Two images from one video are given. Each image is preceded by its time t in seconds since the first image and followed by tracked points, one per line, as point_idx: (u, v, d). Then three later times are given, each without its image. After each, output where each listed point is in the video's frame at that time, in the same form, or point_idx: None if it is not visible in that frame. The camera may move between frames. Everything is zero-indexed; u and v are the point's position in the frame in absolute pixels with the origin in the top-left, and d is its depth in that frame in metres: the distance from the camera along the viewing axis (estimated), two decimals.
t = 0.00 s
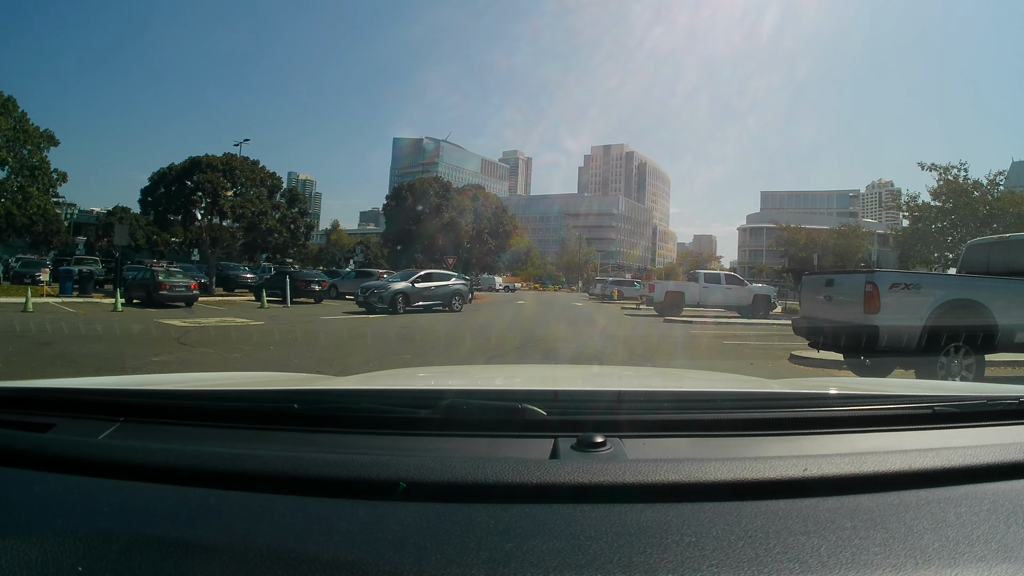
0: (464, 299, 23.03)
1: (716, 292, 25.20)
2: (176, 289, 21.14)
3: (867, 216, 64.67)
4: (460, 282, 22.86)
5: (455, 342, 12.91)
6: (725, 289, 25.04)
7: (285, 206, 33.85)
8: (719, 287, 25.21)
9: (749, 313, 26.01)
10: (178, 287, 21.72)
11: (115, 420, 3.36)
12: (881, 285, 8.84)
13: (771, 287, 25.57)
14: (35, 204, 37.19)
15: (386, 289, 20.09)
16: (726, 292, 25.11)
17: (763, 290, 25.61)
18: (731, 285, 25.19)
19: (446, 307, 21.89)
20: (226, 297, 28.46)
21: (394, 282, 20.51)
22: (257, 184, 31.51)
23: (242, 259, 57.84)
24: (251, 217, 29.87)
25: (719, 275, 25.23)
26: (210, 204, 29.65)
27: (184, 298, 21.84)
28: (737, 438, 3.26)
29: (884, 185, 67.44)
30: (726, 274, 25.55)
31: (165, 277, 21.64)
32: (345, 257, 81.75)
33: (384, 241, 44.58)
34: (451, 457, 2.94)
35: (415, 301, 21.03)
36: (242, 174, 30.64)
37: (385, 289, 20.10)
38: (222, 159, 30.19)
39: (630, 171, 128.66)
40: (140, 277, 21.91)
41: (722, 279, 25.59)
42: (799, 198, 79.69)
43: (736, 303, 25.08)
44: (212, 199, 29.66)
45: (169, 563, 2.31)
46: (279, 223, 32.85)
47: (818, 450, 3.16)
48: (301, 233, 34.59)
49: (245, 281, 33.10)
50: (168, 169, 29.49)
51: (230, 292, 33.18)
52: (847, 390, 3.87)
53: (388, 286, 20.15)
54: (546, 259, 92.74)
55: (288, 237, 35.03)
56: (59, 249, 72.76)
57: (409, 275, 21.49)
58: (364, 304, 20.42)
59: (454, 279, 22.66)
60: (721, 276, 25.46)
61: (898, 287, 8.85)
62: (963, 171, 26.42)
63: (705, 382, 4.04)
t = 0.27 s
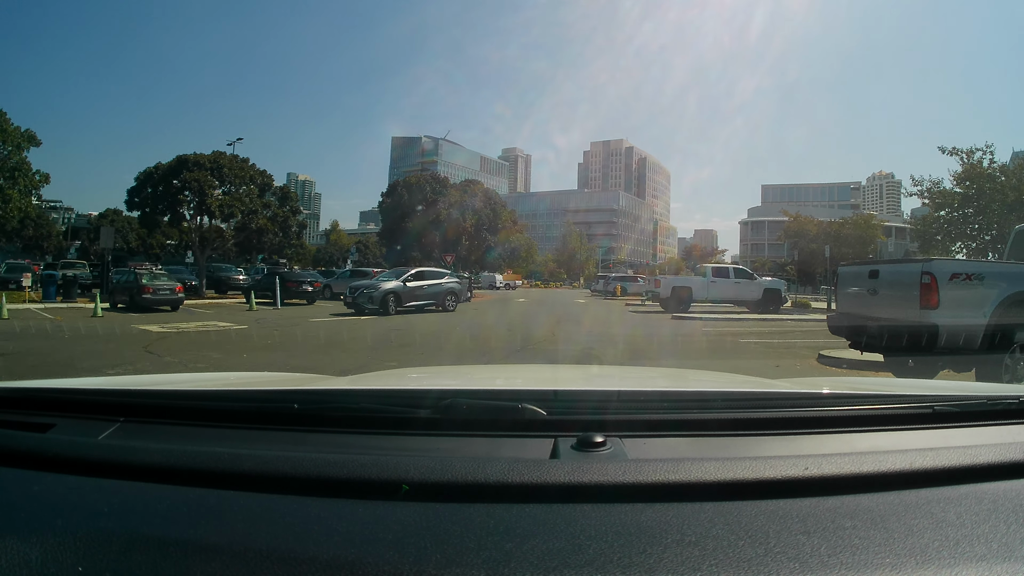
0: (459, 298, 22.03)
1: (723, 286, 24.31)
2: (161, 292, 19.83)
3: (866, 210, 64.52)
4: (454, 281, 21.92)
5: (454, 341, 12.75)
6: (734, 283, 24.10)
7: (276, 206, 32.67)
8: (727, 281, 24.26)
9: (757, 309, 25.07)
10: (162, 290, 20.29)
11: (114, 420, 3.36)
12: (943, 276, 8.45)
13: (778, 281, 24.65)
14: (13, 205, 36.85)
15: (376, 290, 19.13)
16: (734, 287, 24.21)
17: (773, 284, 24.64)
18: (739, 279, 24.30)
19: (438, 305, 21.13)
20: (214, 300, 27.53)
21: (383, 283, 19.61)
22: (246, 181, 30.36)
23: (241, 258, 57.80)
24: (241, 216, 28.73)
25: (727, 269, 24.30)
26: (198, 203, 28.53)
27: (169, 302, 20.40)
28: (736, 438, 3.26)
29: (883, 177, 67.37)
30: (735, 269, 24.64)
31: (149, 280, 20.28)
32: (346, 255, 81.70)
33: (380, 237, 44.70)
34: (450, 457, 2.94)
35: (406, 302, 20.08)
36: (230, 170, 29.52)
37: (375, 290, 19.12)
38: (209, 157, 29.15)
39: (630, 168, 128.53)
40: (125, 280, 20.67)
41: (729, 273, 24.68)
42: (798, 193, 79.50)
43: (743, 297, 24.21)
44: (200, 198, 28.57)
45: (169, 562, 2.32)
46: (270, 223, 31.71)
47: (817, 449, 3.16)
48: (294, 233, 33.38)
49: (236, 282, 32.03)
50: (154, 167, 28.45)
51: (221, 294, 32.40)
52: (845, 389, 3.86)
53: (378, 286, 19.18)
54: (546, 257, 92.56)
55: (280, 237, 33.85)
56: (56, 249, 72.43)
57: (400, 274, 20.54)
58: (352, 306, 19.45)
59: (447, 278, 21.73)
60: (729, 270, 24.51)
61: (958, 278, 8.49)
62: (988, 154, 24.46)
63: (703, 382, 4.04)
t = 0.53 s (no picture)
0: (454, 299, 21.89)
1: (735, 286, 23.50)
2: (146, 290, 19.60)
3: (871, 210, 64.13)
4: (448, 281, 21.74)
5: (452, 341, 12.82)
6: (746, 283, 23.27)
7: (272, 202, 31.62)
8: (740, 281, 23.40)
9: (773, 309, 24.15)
10: (147, 289, 19.96)
11: (115, 420, 3.37)
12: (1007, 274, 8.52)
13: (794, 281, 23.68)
14: None
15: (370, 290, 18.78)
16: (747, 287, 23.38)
17: (788, 284, 23.73)
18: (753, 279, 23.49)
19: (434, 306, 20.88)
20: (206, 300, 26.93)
21: (376, 283, 19.34)
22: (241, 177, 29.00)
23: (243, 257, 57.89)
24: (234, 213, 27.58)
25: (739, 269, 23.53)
26: (190, 199, 27.37)
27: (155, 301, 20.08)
28: (735, 438, 3.26)
29: (886, 177, 67.06)
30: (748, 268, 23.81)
31: (136, 279, 20.05)
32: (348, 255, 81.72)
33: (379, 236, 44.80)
34: (450, 457, 2.94)
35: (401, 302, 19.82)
36: (224, 166, 28.17)
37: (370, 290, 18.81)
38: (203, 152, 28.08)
39: (632, 167, 128.35)
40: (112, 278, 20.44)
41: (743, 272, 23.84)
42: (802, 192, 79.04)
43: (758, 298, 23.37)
44: (191, 194, 27.22)
45: (169, 562, 2.32)
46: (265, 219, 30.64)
47: (818, 449, 3.16)
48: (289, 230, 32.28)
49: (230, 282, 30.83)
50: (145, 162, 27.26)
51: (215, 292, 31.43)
52: (845, 390, 3.86)
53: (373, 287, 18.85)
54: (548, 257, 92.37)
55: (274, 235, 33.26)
56: (57, 248, 72.22)
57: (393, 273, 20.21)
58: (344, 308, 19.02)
59: (440, 277, 21.55)
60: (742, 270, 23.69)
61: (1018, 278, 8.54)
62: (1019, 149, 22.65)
63: (703, 382, 4.04)
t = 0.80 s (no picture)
0: (441, 296, 21.76)
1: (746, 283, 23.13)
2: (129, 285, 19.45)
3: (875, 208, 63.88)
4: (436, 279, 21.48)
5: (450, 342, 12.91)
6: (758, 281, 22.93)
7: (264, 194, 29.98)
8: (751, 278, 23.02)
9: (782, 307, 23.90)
10: (130, 285, 19.72)
11: (115, 420, 3.37)
12: None
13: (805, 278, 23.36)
14: None
15: (352, 288, 18.62)
16: (758, 285, 23.03)
17: (800, 281, 23.36)
18: (764, 276, 23.08)
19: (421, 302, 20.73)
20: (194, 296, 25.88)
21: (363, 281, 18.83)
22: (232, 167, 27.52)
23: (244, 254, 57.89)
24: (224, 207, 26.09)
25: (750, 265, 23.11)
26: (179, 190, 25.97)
27: (138, 297, 19.90)
28: (735, 438, 3.26)
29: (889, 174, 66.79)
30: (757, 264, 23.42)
31: (118, 275, 19.78)
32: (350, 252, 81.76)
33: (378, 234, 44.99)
34: (450, 457, 2.94)
35: (386, 300, 19.61)
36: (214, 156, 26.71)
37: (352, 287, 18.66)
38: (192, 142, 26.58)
39: (634, 165, 128.20)
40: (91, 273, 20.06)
41: (752, 270, 23.46)
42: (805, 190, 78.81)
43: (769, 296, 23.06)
44: (179, 185, 25.79)
45: (169, 562, 2.31)
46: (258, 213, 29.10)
47: (818, 449, 3.16)
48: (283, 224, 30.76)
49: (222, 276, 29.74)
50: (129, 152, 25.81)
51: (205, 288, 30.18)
52: (847, 390, 3.86)
53: (356, 283, 18.69)
54: (550, 255, 92.24)
55: (268, 229, 31.84)
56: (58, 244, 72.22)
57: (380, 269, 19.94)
58: (326, 305, 18.95)
59: (429, 274, 21.35)
60: (752, 267, 23.25)
61: None
62: None
63: (703, 383, 4.05)
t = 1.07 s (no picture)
0: (429, 298, 20.47)
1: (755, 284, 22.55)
2: (109, 289, 18.27)
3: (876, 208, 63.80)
4: (422, 281, 20.19)
5: (452, 343, 12.88)
6: (767, 282, 22.39)
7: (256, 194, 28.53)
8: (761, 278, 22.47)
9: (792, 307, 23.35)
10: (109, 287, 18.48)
11: (115, 420, 3.37)
12: None
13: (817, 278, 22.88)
14: None
15: (336, 291, 17.23)
16: (768, 286, 22.48)
17: (811, 281, 22.75)
18: (774, 276, 22.51)
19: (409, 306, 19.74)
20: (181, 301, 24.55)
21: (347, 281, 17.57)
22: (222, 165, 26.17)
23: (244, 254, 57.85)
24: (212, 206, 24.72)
25: (759, 265, 22.51)
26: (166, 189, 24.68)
27: (119, 301, 18.72)
28: (734, 438, 3.26)
29: (890, 174, 66.59)
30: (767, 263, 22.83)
31: (98, 278, 18.55)
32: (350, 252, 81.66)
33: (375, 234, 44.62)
34: (450, 457, 2.94)
35: (373, 303, 18.25)
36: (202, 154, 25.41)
37: (335, 291, 17.30)
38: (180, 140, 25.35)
39: (634, 164, 128.12)
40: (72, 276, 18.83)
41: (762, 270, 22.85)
42: (806, 189, 78.72)
43: (779, 297, 22.51)
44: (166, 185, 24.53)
45: (170, 562, 2.31)
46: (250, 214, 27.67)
47: (818, 449, 3.16)
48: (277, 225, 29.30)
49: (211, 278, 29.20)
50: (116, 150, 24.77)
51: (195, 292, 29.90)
52: (846, 390, 3.86)
53: (340, 286, 17.35)
54: (550, 255, 92.11)
55: (262, 230, 30.21)
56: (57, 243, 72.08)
57: (363, 270, 18.56)
58: (305, 310, 17.54)
59: (417, 275, 20.08)
60: (762, 267, 22.57)
61: None
62: None
63: (702, 382, 4.05)
